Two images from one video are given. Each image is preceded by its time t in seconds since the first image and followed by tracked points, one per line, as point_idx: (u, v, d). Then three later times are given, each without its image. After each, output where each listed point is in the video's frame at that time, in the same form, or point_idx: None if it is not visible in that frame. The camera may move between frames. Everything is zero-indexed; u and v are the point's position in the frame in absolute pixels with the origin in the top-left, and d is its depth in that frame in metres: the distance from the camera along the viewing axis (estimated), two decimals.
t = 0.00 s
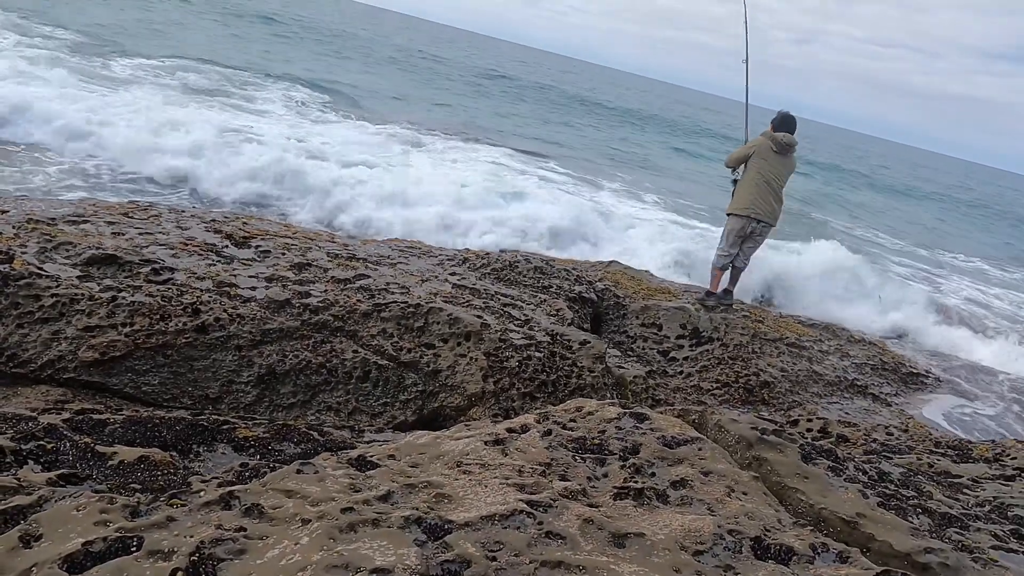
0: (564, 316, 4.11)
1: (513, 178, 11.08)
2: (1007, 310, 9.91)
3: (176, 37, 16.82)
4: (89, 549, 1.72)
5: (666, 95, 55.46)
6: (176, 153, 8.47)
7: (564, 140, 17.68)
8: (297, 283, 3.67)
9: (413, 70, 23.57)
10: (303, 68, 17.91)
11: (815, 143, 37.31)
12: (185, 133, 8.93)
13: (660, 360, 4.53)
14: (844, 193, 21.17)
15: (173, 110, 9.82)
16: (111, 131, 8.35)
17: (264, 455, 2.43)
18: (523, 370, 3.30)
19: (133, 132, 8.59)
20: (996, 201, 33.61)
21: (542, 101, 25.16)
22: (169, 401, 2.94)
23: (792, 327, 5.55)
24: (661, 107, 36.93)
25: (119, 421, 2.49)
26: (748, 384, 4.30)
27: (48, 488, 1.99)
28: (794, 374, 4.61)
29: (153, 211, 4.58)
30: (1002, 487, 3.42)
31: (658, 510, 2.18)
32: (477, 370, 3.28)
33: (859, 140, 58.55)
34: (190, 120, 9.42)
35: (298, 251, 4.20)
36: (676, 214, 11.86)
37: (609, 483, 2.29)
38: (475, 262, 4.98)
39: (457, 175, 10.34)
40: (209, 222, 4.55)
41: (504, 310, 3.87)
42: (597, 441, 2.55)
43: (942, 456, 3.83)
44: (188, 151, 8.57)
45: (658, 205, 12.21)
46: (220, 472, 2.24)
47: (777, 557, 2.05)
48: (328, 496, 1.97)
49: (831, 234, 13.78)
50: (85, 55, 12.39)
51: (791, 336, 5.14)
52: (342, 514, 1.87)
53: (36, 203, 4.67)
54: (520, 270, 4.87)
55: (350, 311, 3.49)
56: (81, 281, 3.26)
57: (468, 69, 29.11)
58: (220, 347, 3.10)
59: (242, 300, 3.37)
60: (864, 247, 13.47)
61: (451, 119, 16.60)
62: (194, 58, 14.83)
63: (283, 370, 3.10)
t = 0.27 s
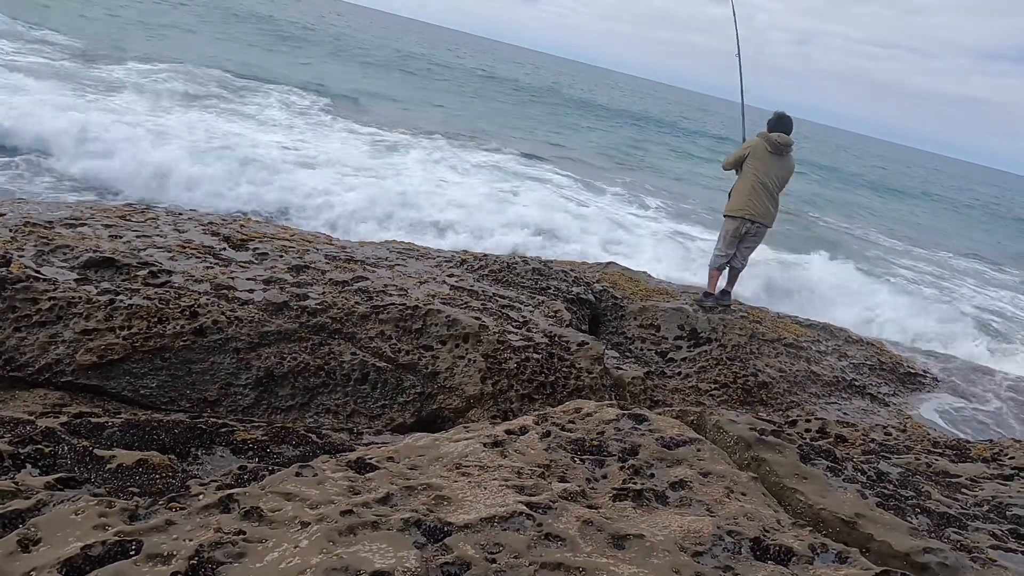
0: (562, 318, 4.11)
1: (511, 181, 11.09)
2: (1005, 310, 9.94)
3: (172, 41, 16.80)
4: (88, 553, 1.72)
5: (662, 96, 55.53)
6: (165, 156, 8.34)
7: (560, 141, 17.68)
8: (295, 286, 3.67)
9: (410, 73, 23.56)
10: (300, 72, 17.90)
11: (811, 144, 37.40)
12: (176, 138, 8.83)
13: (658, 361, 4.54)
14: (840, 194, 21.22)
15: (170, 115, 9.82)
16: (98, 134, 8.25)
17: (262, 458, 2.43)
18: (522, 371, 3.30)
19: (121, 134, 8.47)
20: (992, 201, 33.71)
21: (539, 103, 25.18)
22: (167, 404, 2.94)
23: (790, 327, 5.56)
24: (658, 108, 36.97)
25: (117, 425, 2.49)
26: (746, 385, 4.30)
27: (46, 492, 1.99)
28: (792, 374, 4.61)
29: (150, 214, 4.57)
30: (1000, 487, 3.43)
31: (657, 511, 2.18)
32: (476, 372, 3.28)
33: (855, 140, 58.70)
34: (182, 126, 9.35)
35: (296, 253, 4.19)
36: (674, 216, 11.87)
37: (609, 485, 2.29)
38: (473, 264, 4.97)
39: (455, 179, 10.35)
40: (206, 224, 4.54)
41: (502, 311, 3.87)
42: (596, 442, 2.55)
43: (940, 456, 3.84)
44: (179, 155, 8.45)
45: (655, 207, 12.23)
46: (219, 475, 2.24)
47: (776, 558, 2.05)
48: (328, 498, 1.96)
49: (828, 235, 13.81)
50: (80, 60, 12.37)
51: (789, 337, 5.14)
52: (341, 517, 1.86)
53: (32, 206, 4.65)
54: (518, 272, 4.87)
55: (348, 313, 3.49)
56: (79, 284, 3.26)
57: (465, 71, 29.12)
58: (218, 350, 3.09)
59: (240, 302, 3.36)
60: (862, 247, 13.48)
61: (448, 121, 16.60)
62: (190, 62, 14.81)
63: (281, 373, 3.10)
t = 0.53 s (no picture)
0: (558, 319, 4.12)
1: (507, 184, 11.09)
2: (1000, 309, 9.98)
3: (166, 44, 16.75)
4: (85, 557, 1.71)
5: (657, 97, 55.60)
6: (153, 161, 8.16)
7: (556, 143, 17.69)
8: (290, 288, 3.66)
9: (405, 75, 23.54)
10: (295, 74, 17.88)
11: (806, 144, 37.51)
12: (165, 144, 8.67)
13: (655, 361, 4.55)
14: (835, 194, 21.29)
15: (166, 119, 9.80)
16: (92, 137, 8.19)
17: (259, 460, 2.42)
18: (519, 372, 3.30)
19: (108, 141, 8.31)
20: (985, 200, 33.85)
21: (535, 104, 25.20)
22: (163, 407, 2.93)
23: (786, 327, 5.57)
24: (653, 109, 37.04)
25: (113, 428, 2.48)
26: (742, 385, 4.31)
27: (42, 496, 1.98)
28: (788, 374, 4.62)
29: (145, 216, 4.56)
30: (996, 485, 3.45)
31: (655, 511, 2.18)
32: (472, 373, 3.27)
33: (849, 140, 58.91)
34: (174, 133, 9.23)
35: (291, 255, 4.19)
36: (670, 217, 11.89)
37: (606, 485, 2.29)
38: (469, 265, 4.97)
39: (451, 182, 10.35)
40: (201, 227, 4.53)
41: (498, 312, 3.87)
42: (593, 443, 2.55)
43: (936, 455, 3.85)
44: (167, 159, 8.27)
45: (651, 208, 12.25)
46: (216, 478, 2.23)
47: (774, 557, 2.06)
48: (325, 500, 1.96)
49: (823, 235, 13.86)
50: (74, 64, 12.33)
51: (785, 337, 5.15)
52: (339, 519, 1.86)
53: (25, 209, 4.63)
54: (514, 273, 4.87)
55: (344, 315, 3.48)
56: (73, 287, 3.25)
57: (460, 73, 29.13)
58: (214, 352, 3.09)
59: (236, 304, 3.35)
60: (858, 247, 13.51)
61: (444, 123, 16.60)
62: (184, 65, 14.78)
63: (278, 375, 3.09)
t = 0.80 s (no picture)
0: (553, 319, 4.12)
1: (501, 187, 11.09)
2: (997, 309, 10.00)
3: (159, 48, 16.71)
4: (80, 561, 1.70)
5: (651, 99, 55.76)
6: (124, 168, 7.90)
7: (551, 145, 17.71)
8: (285, 290, 3.65)
9: (399, 77, 23.53)
10: (289, 77, 17.85)
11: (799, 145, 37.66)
12: (140, 151, 8.43)
13: (650, 361, 4.55)
14: (828, 194, 21.37)
15: (159, 123, 9.76)
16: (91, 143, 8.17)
17: (255, 463, 2.41)
18: (514, 373, 3.30)
19: (79, 148, 8.04)
20: (978, 199, 34.04)
21: (529, 106, 25.22)
22: (157, 410, 2.91)
23: (780, 326, 5.58)
24: (647, 110, 37.13)
25: (108, 431, 2.47)
26: (737, 385, 4.32)
27: (36, 500, 1.97)
28: (783, 373, 4.63)
29: (139, 219, 4.54)
30: (990, 483, 3.46)
31: (651, 512, 2.18)
32: (468, 375, 3.27)
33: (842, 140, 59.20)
34: (155, 139, 9.02)
35: (286, 257, 4.18)
36: (664, 218, 11.92)
37: (602, 486, 2.29)
38: (464, 266, 4.97)
39: (445, 185, 10.35)
40: (196, 229, 4.51)
41: (493, 314, 3.87)
42: (589, 443, 2.55)
43: (930, 453, 3.86)
44: (140, 167, 8.01)
45: (646, 209, 12.28)
46: (211, 481, 2.22)
47: (770, 557, 2.06)
48: (321, 503, 1.96)
49: (817, 235, 13.91)
50: (66, 67, 12.28)
51: (779, 336, 5.17)
52: (336, 521, 1.86)
53: (18, 213, 4.60)
54: (508, 274, 4.87)
55: (339, 317, 3.48)
56: (67, 290, 3.23)
57: (454, 75, 29.15)
58: (209, 355, 3.08)
59: (230, 307, 3.34)
60: (852, 247, 13.55)
61: (438, 126, 16.59)
62: (177, 69, 14.74)
63: (273, 378, 3.08)
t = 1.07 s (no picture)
0: (546, 320, 4.12)
1: (494, 189, 11.09)
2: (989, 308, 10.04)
3: (150, 51, 16.63)
4: (70, 568, 1.70)
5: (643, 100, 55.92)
6: (110, 176, 7.78)
7: (544, 146, 17.72)
8: (277, 292, 3.64)
9: (392, 79, 23.50)
10: (280, 80, 17.80)
11: (791, 145, 37.82)
12: (113, 156, 8.26)
13: (643, 362, 4.56)
14: (820, 194, 21.47)
15: (149, 128, 9.72)
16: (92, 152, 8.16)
17: (247, 466, 2.40)
18: (507, 374, 3.30)
19: (46, 152, 7.83)
20: (968, 198, 34.28)
21: (522, 107, 25.23)
22: (149, 414, 2.90)
23: (773, 326, 5.60)
24: (640, 111, 37.21)
25: (98, 435, 2.45)
26: (730, 384, 4.32)
27: (25, 505, 1.95)
28: (776, 373, 4.64)
29: (129, 221, 4.52)
30: (982, 480, 3.48)
31: (644, 512, 2.18)
32: (461, 376, 3.27)
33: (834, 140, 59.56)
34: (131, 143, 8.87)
35: (278, 259, 4.17)
36: (657, 219, 11.94)
37: (595, 486, 2.29)
38: (456, 267, 4.97)
39: (438, 188, 10.34)
40: (187, 231, 4.50)
41: (486, 314, 3.87)
42: (582, 443, 2.55)
43: (923, 451, 3.88)
44: (126, 174, 7.90)
45: (639, 210, 12.30)
46: (202, 485, 2.21)
47: (763, 556, 2.07)
48: (313, 505, 1.95)
49: (810, 235, 13.95)
50: (56, 72, 12.21)
51: (772, 335, 5.19)
52: (327, 524, 1.85)
53: (7, 217, 4.57)
54: (501, 275, 4.87)
55: (331, 319, 3.47)
56: (56, 294, 3.22)
57: (447, 77, 29.15)
58: (200, 358, 3.06)
59: (222, 309, 3.33)
60: (845, 247, 13.61)
61: (431, 128, 16.59)
62: (169, 73, 14.68)
63: (265, 380, 3.07)
